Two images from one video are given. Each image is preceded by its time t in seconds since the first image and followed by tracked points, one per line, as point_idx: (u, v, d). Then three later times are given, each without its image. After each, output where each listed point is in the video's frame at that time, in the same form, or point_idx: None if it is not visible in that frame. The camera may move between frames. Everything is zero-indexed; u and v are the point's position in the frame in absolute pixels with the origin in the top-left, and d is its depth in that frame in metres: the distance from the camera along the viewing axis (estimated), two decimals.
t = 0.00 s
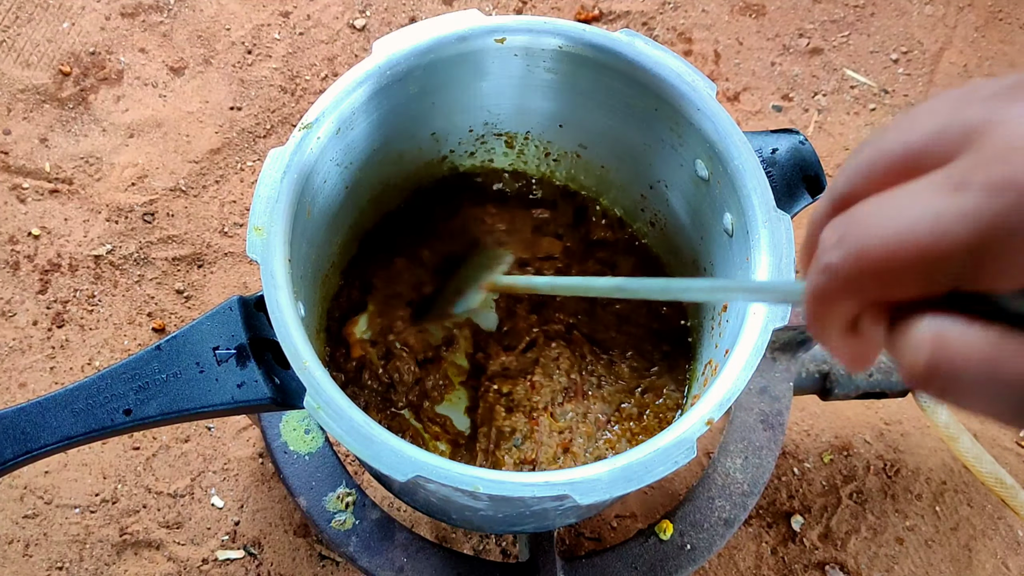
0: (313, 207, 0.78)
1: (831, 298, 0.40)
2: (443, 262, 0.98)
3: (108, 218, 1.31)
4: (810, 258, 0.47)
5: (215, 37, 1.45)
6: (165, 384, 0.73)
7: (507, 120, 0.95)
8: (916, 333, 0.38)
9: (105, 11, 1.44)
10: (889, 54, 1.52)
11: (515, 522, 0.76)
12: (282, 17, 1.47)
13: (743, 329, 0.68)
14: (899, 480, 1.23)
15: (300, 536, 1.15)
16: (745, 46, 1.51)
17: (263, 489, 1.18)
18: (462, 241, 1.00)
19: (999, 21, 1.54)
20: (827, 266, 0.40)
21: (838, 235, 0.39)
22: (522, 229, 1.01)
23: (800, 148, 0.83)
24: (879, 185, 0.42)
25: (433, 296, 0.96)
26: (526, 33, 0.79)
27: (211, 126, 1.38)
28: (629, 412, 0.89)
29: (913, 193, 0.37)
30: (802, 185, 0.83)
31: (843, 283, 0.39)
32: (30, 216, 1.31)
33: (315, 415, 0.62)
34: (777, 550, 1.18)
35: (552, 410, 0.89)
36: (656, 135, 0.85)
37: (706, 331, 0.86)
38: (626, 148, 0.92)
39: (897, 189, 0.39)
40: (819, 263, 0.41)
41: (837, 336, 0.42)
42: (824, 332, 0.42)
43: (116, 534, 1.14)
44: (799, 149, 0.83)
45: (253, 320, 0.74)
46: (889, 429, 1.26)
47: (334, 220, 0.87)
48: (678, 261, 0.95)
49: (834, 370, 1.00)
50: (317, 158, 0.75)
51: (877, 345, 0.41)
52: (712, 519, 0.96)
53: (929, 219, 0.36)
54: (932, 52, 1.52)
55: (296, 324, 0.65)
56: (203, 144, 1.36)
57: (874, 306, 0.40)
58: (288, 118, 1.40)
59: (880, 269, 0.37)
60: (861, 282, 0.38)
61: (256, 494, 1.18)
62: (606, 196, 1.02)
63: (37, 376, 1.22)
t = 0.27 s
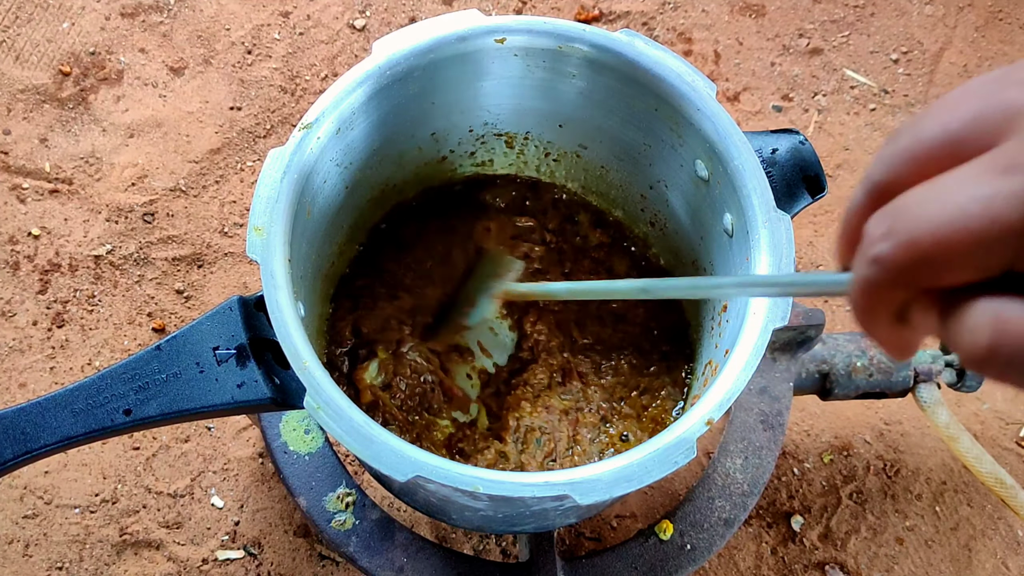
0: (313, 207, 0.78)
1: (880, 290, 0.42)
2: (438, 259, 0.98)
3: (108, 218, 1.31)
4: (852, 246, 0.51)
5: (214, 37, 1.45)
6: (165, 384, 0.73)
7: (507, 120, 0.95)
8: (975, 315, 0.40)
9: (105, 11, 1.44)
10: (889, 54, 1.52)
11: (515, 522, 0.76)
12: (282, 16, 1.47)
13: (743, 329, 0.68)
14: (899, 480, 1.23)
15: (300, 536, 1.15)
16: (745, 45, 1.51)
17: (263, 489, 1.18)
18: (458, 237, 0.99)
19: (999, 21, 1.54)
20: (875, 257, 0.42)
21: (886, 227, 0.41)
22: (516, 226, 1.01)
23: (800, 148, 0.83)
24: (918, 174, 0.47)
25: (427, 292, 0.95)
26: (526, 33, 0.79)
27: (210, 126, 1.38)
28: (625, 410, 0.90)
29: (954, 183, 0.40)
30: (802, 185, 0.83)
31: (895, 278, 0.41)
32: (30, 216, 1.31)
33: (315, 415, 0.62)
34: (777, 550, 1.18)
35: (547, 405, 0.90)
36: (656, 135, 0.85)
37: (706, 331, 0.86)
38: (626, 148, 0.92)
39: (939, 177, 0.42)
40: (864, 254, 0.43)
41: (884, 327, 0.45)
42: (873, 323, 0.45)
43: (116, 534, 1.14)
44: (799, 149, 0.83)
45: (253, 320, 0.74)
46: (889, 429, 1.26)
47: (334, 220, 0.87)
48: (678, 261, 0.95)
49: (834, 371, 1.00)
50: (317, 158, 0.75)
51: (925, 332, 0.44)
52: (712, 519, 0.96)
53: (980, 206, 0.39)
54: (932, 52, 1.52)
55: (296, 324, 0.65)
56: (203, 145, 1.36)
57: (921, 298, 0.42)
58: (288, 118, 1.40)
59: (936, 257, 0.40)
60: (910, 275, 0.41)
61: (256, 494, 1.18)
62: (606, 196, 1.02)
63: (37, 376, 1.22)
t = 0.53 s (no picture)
0: (313, 207, 0.78)
1: (858, 204, 0.42)
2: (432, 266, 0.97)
3: (108, 218, 1.31)
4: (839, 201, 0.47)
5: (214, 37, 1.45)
6: (165, 383, 0.73)
7: (507, 120, 0.95)
8: (925, 231, 0.38)
9: (105, 11, 1.44)
10: (889, 54, 1.52)
11: (515, 522, 0.76)
12: (282, 17, 1.47)
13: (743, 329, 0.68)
14: (899, 480, 1.23)
15: (300, 536, 1.15)
16: (745, 46, 1.51)
17: (263, 489, 1.18)
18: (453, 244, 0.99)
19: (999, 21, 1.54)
20: (848, 169, 0.41)
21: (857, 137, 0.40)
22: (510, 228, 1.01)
23: (799, 148, 0.83)
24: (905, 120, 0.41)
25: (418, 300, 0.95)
26: (525, 34, 0.79)
27: (210, 126, 1.38)
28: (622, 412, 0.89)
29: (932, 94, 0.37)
30: (802, 185, 0.83)
31: (863, 188, 0.41)
32: (31, 216, 1.31)
33: (315, 415, 0.62)
34: (777, 550, 1.18)
35: (541, 405, 0.90)
36: (656, 135, 0.85)
37: (706, 331, 0.86)
38: (626, 148, 0.92)
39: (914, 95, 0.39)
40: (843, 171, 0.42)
41: (866, 251, 0.44)
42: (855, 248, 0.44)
43: (116, 534, 1.14)
44: (799, 149, 0.83)
45: (253, 320, 0.74)
46: (889, 430, 1.26)
47: (334, 220, 0.87)
48: (678, 261, 0.95)
49: (834, 371, 1.00)
50: (317, 158, 0.75)
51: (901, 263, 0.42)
52: (712, 519, 0.96)
53: (946, 118, 0.36)
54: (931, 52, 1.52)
55: (296, 324, 0.65)
56: (203, 145, 1.36)
57: (896, 216, 0.41)
58: (288, 118, 1.40)
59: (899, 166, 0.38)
60: (880, 186, 0.40)
61: (256, 494, 1.18)
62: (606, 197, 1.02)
63: (37, 376, 1.22)
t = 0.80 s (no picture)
0: (313, 207, 0.78)
1: (892, 243, 0.37)
2: (431, 266, 0.97)
3: (108, 218, 1.31)
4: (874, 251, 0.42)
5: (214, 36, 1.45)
6: (164, 383, 0.73)
7: (507, 120, 0.95)
8: (978, 270, 0.31)
9: (105, 11, 1.44)
10: (889, 54, 1.52)
11: (515, 522, 0.76)
12: (282, 16, 1.47)
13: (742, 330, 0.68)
14: (899, 480, 1.23)
15: (300, 536, 1.15)
16: (745, 46, 1.50)
17: (263, 489, 1.18)
18: (452, 244, 0.99)
19: (999, 21, 1.54)
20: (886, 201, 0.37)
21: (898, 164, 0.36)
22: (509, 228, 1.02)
23: (800, 149, 0.83)
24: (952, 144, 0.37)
25: (418, 301, 0.95)
26: (526, 34, 0.79)
27: (210, 126, 1.38)
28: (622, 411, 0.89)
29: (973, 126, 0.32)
30: (802, 186, 0.83)
31: (903, 221, 0.36)
32: (31, 216, 1.31)
33: (315, 415, 0.62)
34: (777, 550, 1.18)
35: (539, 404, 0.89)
36: (656, 136, 0.85)
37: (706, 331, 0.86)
38: (626, 148, 0.92)
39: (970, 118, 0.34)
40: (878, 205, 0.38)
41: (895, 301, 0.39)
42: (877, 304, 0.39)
43: (116, 535, 1.14)
44: (799, 150, 0.83)
45: (253, 320, 0.74)
46: (889, 430, 1.26)
47: (333, 220, 0.87)
48: (678, 262, 0.95)
49: (834, 371, 1.00)
50: (317, 158, 0.75)
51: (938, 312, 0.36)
52: (712, 519, 0.96)
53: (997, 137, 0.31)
54: (932, 52, 1.51)
55: (296, 324, 0.65)
56: (203, 144, 1.36)
57: (937, 255, 0.36)
58: (288, 118, 1.40)
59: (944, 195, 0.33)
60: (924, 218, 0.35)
61: (256, 494, 1.18)
62: (607, 197, 1.02)
63: (37, 376, 1.22)
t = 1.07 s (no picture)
0: (313, 207, 0.78)
1: (865, 344, 0.39)
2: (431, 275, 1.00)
3: (108, 218, 1.31)
4: (832, 305, 0.43)
5: (214, 36, 1.44)
6: (164, 383, 0.73)
7: (507, 120, 0.95)
8: (962, 364, 0.35)
9: (105, 10, 1.44)
10: (889, 54, 1.52)
11: (515, 522, 0.76)
12: (282, 17, 1.47)
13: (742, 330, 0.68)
14: (899, 480, 1.23)
15: (300, 536, 1.15)
16: (745, 46, 1.50)
17: (263, 489, 1.18)
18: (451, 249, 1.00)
19: (999, 22, 1.54)
20: (856, 311, 0.38)
21: (866, 276, 0.37)
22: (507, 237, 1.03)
23: (799, 149, 0.83)
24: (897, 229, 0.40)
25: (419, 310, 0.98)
26: (526, 34, 0.79)
27: (210, 126, 1.38)
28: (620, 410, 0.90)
29: (933, 225, 0.36)
30: (802, 186, 0.83)
31: (875, 330, 0.38)
32: (31, 216, 1.31)
33: (314, 415, 0.62)
34: (777, 550, 1.18)
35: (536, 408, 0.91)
36: (656, 135, 0.85)
37: (706, 331, 0.86)
38: (626, 148, 0.92)
39: (917, 223, 0.37)
40: (847, 309, 0.39)
41: (879, 389, 0.41)
42: (870, 391, 0.41)
43: (116, 535, 1.14)
44: (798, 150, 0.83)
45: (252, 320, 0.74)
46: (889, 430, 1.26)
47: (333, 221, 0.87)
48: (678, 262, 0.95)
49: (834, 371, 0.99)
50: (317, 158, 0.75)
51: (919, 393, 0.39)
52: (713, 519, 0.96)
53: (960, 249, 0.34)
54: (932, 52, 1.52)
55: (296, 325, 0.65)
56: (203, 144, 1.36)
57: (912, 350, 0.38)
58: (288, 118, 1.40)
59: (917, 306, 0.35)
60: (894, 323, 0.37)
61: (256, 494, 1.18)
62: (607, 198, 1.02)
63: (37, 376, 1.22)
